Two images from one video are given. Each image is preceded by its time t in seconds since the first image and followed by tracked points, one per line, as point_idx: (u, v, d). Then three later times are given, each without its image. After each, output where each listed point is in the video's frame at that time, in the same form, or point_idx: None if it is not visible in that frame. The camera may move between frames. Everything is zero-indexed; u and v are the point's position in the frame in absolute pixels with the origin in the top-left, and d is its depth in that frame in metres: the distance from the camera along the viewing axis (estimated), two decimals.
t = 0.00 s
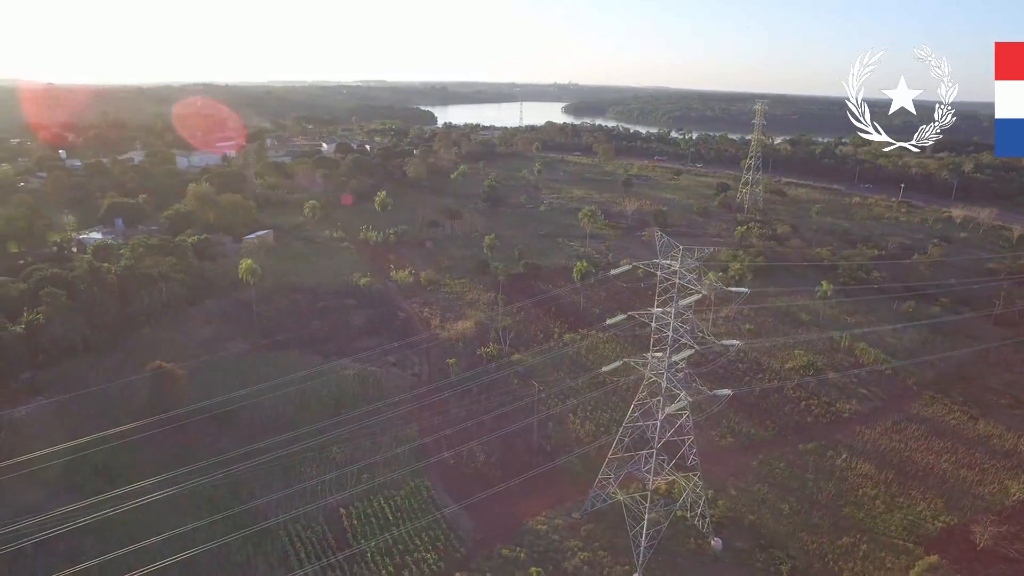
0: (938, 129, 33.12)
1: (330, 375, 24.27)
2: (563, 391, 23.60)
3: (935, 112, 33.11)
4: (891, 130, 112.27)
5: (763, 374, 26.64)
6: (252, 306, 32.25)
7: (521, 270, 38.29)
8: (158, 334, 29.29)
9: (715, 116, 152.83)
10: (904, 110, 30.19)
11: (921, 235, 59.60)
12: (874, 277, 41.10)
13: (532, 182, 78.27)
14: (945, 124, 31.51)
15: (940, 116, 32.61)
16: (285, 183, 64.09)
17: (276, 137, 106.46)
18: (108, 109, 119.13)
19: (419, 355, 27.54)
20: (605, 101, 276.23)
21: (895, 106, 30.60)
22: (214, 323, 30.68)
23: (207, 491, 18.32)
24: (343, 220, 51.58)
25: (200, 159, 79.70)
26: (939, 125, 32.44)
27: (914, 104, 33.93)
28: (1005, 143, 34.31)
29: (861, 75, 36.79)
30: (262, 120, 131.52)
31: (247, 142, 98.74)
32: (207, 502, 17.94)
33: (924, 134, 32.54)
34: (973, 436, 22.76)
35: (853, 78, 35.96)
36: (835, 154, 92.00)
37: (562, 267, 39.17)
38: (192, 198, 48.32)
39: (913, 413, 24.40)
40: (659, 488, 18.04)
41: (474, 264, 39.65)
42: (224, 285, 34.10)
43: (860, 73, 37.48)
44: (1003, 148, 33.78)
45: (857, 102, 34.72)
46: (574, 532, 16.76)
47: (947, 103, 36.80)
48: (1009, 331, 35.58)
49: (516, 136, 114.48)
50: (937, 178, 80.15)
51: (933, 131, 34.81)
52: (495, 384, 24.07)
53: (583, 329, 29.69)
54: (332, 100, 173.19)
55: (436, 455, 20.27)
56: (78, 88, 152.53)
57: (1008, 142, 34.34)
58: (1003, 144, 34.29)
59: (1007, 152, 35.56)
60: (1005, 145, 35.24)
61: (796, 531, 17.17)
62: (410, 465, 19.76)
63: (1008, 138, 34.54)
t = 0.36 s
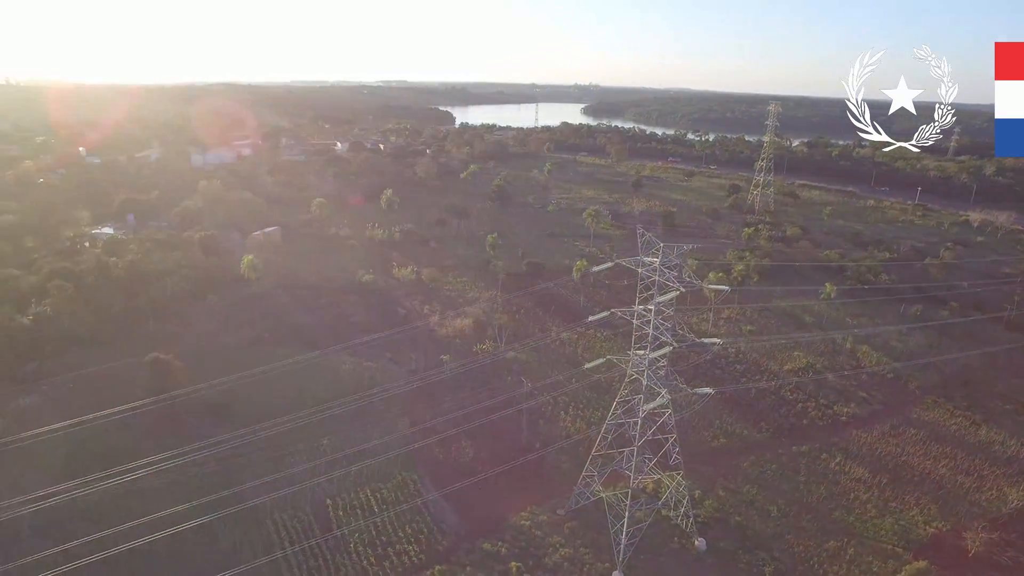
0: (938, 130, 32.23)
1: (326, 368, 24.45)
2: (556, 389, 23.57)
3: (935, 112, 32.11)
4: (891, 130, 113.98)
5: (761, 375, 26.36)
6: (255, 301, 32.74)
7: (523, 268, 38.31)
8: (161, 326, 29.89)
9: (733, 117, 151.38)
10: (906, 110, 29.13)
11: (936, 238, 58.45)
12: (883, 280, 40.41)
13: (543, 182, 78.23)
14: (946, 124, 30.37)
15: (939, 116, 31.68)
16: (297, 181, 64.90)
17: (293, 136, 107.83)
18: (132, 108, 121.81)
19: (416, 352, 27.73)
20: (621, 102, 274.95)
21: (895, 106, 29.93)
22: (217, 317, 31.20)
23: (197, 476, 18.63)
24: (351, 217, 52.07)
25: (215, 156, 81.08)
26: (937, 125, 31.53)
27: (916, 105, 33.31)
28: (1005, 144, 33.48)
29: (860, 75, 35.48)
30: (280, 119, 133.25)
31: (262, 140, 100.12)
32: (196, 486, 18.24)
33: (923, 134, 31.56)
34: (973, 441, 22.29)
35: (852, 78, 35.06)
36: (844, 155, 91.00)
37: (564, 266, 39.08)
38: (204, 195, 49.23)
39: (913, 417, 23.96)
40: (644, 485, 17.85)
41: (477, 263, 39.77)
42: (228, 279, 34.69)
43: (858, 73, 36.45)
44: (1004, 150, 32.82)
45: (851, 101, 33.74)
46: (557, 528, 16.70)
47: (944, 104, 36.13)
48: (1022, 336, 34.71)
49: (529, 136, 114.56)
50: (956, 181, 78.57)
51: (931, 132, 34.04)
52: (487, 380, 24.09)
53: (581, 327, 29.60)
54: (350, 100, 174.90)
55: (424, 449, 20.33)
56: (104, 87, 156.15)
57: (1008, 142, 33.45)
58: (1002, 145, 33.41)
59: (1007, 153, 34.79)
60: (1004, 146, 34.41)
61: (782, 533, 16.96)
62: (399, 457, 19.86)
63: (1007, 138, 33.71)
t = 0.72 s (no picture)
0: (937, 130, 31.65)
1: (320, 362, 24.64)
2: (547, 385, 23.55)
3: (935, 112, 31.53)
4: (890, 129, 114.93)
5: (756, 375, 26.15)
6: (256, 295, 33.05)
7: (524, 267, 38.32)
8: (162, 319, 30.40)
9: (747, 119, 150.09)
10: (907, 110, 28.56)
11: (949, 242, 57.45)
12: (889, 282, 39.84)
13: (551, 182, 78.12)
14: (947, 123, 29.72)
15: (940, 115, 31.10)
16: (307, 179, 65.48)
17: (305, 136, 108.80)
18: (150, 107, 123.76)
19: (410, 347, 27.88)
20: (636, 103, 273.83)
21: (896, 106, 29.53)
22: (217, 310, 31.65)
23: (187, 464, 18.90)
24: (356, 215, 52.46)
25: (226, 155, 82.19)
26: (938, 125, 30.95)
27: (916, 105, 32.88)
28: (1005, 143, 32.87)
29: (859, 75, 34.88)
30: (293, 118, 134.50)
31: (274, 139, 101.17)
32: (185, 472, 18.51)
33: (922, 134, 31.00)
34: (970, 445, 21.90)
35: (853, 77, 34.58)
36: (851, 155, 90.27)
37: (564, 265, 39.00)
38: (211, 192, 49.97)
39: (909, 419, 23.60)
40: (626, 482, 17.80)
41: (478, 262, 39.83)
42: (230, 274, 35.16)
43: (858, 72, 35.91)
44: (1004, 150, 32.16)
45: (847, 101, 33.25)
46: (538, 523, 16.74)
47: (945, 103, 35.61)
48: None
49: (540, 137, 114.52)
50: (972, 184, 77.18)
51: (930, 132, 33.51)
52: (479, 376, 24.14)
53: (578, 325, 29.51)
54: (364, 100, 176.07)
55: (411, 442, 20.45)
56: (123, 87, 158.76)
57: (1008, 142, 32.83)
58: (1003, 144, 32.79)
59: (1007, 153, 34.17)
60: (1005, 145, 33.78)
61: (764, 533, 16.83)
62: (386, 449, 20.01)
63: (1008, 138, 33.11)
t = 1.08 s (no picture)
0: (939, 130, 31.06)
1: (316, 356, 24.88)
2: (539, 382, 23.58)
3: (935, 112, 31.01)
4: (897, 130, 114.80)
5: (752, 376, 25.94)
6: (258, 289, 33.51)
7: (525, 266, 38.35)
8: (166, 311, 30.97)
9: (763, 121, 148.53)
10: (906, 110, 28.08)
11: (963, 245, 56.36)
12: (896, 284, 39.21)
13: (560, 181, 77.97)
14: (948, 123, 29.14)
15: (941, 115, 30.51)
16: (316, 177, 66.17)
17: (319, 134, 109.87)
18: (170, 105, 125.98)
19: (406, 343, 28.06)
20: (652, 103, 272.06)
21: (896, 105, 29.09)
22: (219, 304, 32.06)
23: (180, 451, 19.26)
24: (362, 213, 52.91)
25: (239, 153, 83.26)
26: (938, 125, 30.38)
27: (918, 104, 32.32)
28: (1004, 143, 32.20)
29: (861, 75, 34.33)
30: (307, 117, 135.83)
31: (288, 137, 102.25)
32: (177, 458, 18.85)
33: (923, 135, 30.42)
34: (965, 449, 21.55)
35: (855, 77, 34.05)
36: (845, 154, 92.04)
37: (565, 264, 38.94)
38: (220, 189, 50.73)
39: (905, 422, 23.27)
40: (609, 478, 17.82)
41: (479, 260, 39.95)
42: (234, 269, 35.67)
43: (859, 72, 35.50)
44: (1004, 150, 31.48)
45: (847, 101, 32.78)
46: (519, 517, 16.83)
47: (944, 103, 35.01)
48: None
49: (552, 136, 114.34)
50: (990, 187, 75.64)
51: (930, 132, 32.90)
52: (471, 371, 24.27)
53: (574, 323, 29.49)
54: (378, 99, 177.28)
55: (400, 435, 20.63)
56: (142, 86, 161.49)
57: (1008, 142, 32.15)
58: (1002, 145, 32.09)
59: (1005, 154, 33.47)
60: (1004, 145, 33.11)
61: (746, 531, 16.73)
62: (374, 442, 20.23)
63: (1008, 138, 32.36)
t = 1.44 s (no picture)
0: (938, 130, 30.58)
1: (316, 350, 25.19)
2: (534, 378, 23.67)
3: (933, 111, 30.59)
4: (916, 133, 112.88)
5: (750, 376, 25.74)
6: (263, 283, 34.05)
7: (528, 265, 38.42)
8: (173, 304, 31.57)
9: (780, 123, 146.89)
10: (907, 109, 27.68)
11: (979, 249, 55.23)
12: (905, 287, 38.57)
13: (571, 181, 77.88)
14: (947, 124, 28.70)
15: (941, 115, 30.02)
16: (328, 175, 66.91)
17: (334, 134, 111.11)
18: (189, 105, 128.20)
19: (405, 338, 28.29)
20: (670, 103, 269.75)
21: (897, 105, 28.81)
22: (224, 298, 32.48)
23: (177, 438, 19.56)
24: (370, 211, 53.38)
25: (253, 151, 84.40)
26: (938, 125, 29.98)
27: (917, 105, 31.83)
28: (1005, 143, 31.60)
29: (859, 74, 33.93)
30: (322, 117, 137.16)
31: (302, 136, 103.35)
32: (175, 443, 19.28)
33: (923, 134, 29.96)
34: (964, 453, 21.19)
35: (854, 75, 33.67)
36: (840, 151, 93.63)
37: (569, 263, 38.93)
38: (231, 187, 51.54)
39: (905, 425, 22.93)
40: (596, 473, 17.84)
41: (483, 258, 40.08)
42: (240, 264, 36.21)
43: (858, 72, 35.19)
44: (1003, 150, 30.88)
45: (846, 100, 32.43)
46: (504, 509, 16.93)
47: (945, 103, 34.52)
48: None
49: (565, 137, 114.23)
50: (1010, 191, 74.11)
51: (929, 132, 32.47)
52: (467, 365, 24.41)
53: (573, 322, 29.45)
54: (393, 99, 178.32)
55: (392, 428, 20.89)
56: (163, 86, 164.42)
57: (1008, 142, 31.53)
58: (1001, 145, 31.54)
59: (1005, 153, 32.88)
60: (1004, 145, 32.48)
61: (733, 529, 16.63)
62: (368, 433, 20.50)
63: (1007, 137, 31.76)
